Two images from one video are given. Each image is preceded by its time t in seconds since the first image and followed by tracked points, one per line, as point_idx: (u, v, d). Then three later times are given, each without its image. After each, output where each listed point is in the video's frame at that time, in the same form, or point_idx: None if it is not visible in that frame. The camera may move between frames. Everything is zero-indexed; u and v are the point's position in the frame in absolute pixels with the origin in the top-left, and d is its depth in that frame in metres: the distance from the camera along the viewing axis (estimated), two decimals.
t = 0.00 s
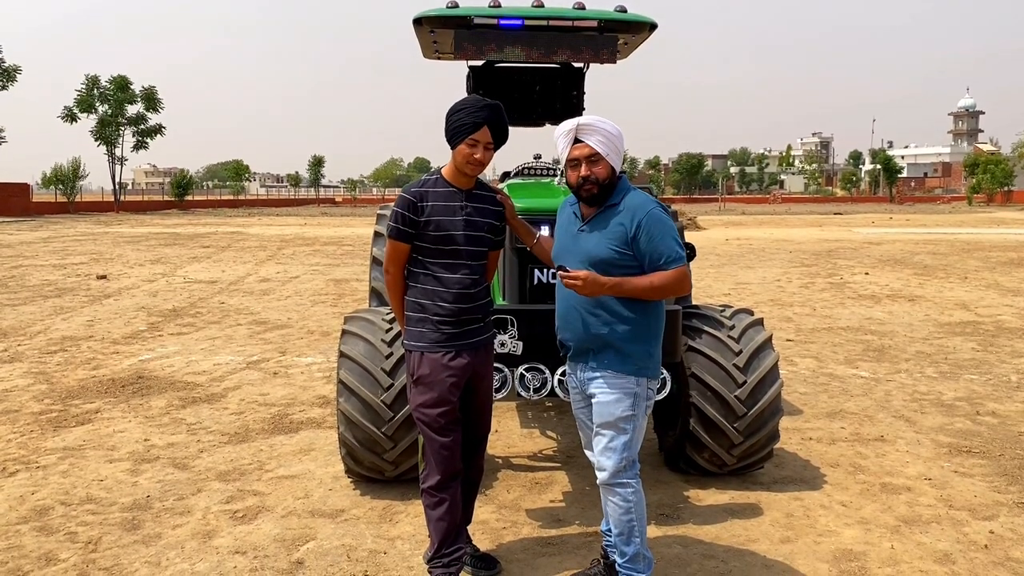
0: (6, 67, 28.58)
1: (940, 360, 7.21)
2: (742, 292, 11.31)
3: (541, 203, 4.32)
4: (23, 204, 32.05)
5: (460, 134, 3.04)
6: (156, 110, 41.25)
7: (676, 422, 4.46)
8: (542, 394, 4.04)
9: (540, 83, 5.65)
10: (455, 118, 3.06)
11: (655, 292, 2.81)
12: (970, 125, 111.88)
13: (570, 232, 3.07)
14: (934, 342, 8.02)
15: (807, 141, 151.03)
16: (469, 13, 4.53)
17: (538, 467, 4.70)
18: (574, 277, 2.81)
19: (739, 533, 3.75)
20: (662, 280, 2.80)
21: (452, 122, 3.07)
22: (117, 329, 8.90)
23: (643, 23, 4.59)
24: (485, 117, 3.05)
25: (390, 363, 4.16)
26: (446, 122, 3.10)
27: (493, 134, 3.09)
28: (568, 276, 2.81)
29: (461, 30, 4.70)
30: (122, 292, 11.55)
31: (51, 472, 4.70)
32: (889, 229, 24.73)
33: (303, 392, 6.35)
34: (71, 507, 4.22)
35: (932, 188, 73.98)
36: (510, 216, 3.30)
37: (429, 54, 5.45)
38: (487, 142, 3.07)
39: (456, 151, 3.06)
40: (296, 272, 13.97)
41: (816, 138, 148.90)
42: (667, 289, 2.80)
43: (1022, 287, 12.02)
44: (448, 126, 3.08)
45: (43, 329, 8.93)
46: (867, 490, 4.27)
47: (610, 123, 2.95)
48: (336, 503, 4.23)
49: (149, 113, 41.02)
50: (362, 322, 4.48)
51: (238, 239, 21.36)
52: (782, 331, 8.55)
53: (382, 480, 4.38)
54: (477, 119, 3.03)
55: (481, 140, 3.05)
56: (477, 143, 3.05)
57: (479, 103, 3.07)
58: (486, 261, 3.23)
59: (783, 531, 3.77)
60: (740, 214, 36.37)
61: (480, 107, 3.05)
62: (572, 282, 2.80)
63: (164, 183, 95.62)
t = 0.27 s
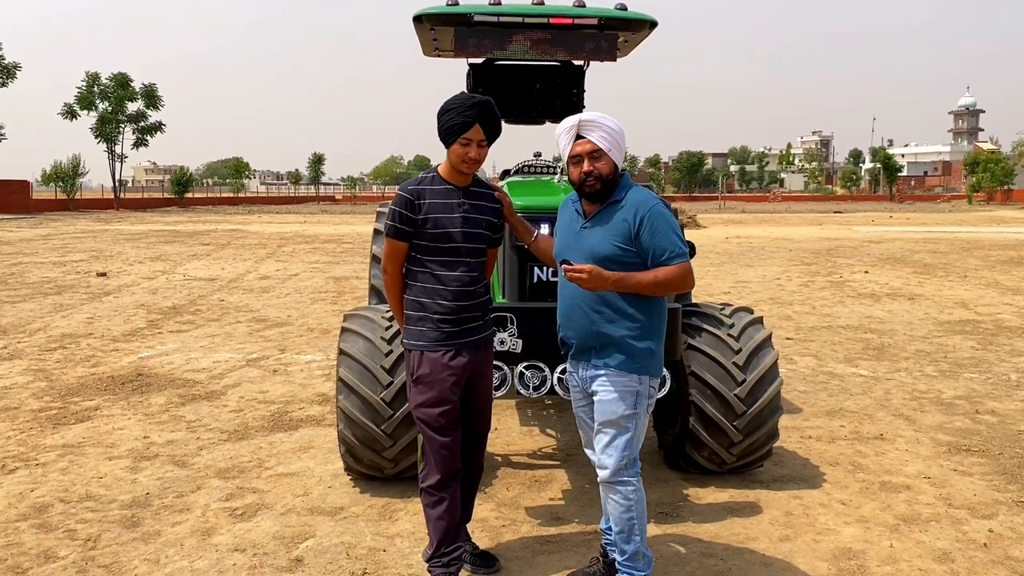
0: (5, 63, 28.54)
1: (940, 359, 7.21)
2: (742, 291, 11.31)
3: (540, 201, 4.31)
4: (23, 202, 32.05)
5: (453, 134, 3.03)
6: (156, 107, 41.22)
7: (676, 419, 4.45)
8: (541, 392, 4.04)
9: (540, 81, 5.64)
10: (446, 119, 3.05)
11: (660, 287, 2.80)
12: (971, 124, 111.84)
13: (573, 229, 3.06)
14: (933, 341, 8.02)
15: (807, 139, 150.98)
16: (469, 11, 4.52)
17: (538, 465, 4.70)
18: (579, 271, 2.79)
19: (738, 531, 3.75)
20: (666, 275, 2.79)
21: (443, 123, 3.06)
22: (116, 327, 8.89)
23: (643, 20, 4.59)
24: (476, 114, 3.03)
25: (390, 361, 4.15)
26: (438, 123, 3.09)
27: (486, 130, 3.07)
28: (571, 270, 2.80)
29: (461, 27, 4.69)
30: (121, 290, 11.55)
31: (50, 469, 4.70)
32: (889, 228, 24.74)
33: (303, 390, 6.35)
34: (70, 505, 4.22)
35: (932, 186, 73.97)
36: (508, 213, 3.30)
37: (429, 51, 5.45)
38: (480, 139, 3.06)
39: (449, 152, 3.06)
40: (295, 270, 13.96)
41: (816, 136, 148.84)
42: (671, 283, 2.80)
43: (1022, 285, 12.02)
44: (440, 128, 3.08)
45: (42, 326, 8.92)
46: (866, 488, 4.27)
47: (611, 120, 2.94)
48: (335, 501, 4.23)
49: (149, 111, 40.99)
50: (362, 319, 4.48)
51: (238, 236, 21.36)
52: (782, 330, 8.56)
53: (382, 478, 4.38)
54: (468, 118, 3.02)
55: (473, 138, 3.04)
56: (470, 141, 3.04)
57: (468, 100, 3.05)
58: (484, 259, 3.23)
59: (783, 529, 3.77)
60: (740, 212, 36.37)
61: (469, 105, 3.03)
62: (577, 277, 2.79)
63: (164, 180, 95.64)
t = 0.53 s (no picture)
0: (5, 61, 28.52)
1: (939, 358, 7.21)
2: (742, 289, 11.31)
3: (539, 199, 4.31)
4: (22, 199, 32.05)
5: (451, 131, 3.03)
6: (155, 105, 41.18)
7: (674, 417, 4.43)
8: (541, 390, 4.00)
9: (540, 79, 5.64)
10: (443, 115, 3.04)
11: (670, 274, 2.78)
12: (970, 123, 111.87)
13: (575, 226, 3.05)
14: (933, 340, 8.02)
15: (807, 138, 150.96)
16: (470, 8, 4.51)
17: (537, 463, 4.70)
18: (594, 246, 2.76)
19: (737, 529, 3.75)
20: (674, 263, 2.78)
21: (440, 120, 3.05)
22: (115, 324, 8.89)
23: (643, 19, 4.59)
24: (473, 111, 3.03)
25: (389, 359, 4.15)
26: (435, 120, 3.08)
27: (484, 127, 3.07)
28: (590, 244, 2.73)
29: (461, 25, 4.68)
30: (121, 287, 11.54)
31: (48, 467, 4.69)
32: (888, 227, 24.75)
33: (302, 387, 6.34)
34: (68, 502, 4.22)
35: (932, 186, 73.98)
36: (508, 211, 3.30)
37: (428, 49, 5.44)
38: (479, 136, 3.06)
39: (448, 149, 3.06)
40: (294, 268, 13.96)
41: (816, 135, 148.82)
42: (679, 270, 2.79)
43: (1021, 284, 12.03)
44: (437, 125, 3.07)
45: (41, 323, 8.92)
46: (865, 487, 4.27)
47: (613, 118, 2.95)
48: (334, 499, 4.23)
49: (149, 108, 40.95)
50: (361, 317, 4.47)
51: (237, 234, 21.36)
52: (781, 328, 8.56)
53: (381, 476, 4.38)
54: (465, 115, 3.02)
55: (471, 134, 3.04)
56: (468, 138, 3.04)
57: (465, 96, 3.05)
58: (484, 256, 3.23)
59: (781, 528, 3.77)
60: (739, 211, 36.38)
61: (467, 103, 3.02)
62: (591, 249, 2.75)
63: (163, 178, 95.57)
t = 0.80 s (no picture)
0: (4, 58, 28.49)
1: (937, 358, 7.22)
2: (740, 289, 11.31)
3: (537, 198, 4.31)
4: (21, 196, 32.04)
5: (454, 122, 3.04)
6: (154, 102, 41.15)
7: (672, 416, 4.42)
8: (539, 388, 3.99)
9: (539, 77, 5.63)
10: (449, 106, 3.05)
11: (669, 250, 2.75)
12: (969, 124, 112.00)
13: (577, 224, 3.06)
14: (931, 340, 8.03)
15: (806, 138, 151.01)
16: (469, 6, 4.50)
17: (535, 462, 4.70)
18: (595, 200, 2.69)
19: (734, 529, 3.75)
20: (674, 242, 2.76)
21: (446, 110, 3.06)
22: (114, 322, 8.88)
23: (643, 17, 4.58)
24: (479, 106, 3.04)
25: (387, 358, 4.15)
26: (441, 112, 3.09)
27: (487, 122, 3.07)
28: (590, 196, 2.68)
29: (460, 23, 4.68)
30: (119, 285, 11.54)
31: (46, 464, 4.69)
32: (886, 227, 24.77)
33: (300, 385, 6.34)
34: (66, 499, 4.22)
35: (931, 186, 74.04)
36: (507, 208, 3.30)
37: (428, 47, 5.43)
38: (481, 130, 3.06)
39: (449, 141, 3.06)
40: (293, 266, 13.95)
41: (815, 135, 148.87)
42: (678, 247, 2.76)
43: (1019, 285, 12.04)
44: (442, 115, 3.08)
45: (39, 321, 8.92)
46: (863, 487, 4.28)
47: (616, 116, 2.91)
48: (331, 497, 4.23)
49: (148, 106, 40.93)
50: (359, 315, 4.47)
51: (236, 232, 21.35)
52: (779, 328, 8.56)
53: (378, 474, 4.37)
54: (471, 108, 3.02)
55: (474, 128, 3.04)
56: (470, 131, 3.04)
57: (472, 92, 3.06)
58: (481, 255, 3.23)
59: (779, 527, 3.77)
60: (738, 210, 36.38)
61: (474, 95, 3.04)
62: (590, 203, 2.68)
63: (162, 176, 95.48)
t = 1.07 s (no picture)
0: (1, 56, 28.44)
1: (934, 358, 7.23)
2: (738, 289, 11.33)
3: (536, 197, 4.31)
4: (19, 194, 31.98)
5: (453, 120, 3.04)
6: (152, 100, 41.10)
7: (669, 416, 4.42)
8: (537, 388, 3.99)
9: (538, 77, 5.63)
10: (449, 104, 3.07)
11: (668, 283, 2.79)
12: (966, 125, 112.14)
13: (578, 223, 3.05)
14: (928, 340, 8.04)
15: (804, 138, 151.14)
16: (468, 6, 4.49)
17: (533, 461, 4.70)
18: (583, 275, 2.79)
19: (732, 528, 3.76)
20: (671, 272, 2.79)
21: (446, 108, 3.07)
22: (111, 320, 8.88)
23: (642, 17, 4.58)
24: (481, 104, 3.05)
25: (385, 357, 4.15)
26: (442, 110, 3.10)
27: (487, 119, 3.07)
28: (575, 273, 2.79)
29: (459, 23, 4.67)
30: (117, 283, 11.53)
31: (44, 462, 4.69)
32: (884, 227, 24.81)
33: (298, 384, 6.34)
34: (64, 497, 4.21)
35: (929, 187, 74.14)
36: (506, 207, 3.30)
37: (427, 46, 5.43)
38: (481, 128, 3.06)
39: (450, 138, 3.06)
40: (291, 264, 13.94)
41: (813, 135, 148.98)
42: (678, 281, 2.79)
43: (1016, 285, 12.06)
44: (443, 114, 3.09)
45: (37, 318, 8.90)
46: (860, 487, 4.28)
47: (628, 111, 2.96)
48: (329, 496, 4.23)
49: (146, 103, 40.88)
50: (357, 314, 4.47)
51: (234, 230, 21.32)
52: (776, 328, 8.58)
53: (376, 473, 4.37)
54: (470, 106, 3.03)
55: (474, 126, 3.04)
56: (471, 129, 3.04)
57: (475, 90, 3.08)
58: (479, 254, 3.23)
59: (776, 527, 3.78)
60: (736, 211, 36.41)
61: (474, 94, 3.05)
62: (581, 281, 2.79)
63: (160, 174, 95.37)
